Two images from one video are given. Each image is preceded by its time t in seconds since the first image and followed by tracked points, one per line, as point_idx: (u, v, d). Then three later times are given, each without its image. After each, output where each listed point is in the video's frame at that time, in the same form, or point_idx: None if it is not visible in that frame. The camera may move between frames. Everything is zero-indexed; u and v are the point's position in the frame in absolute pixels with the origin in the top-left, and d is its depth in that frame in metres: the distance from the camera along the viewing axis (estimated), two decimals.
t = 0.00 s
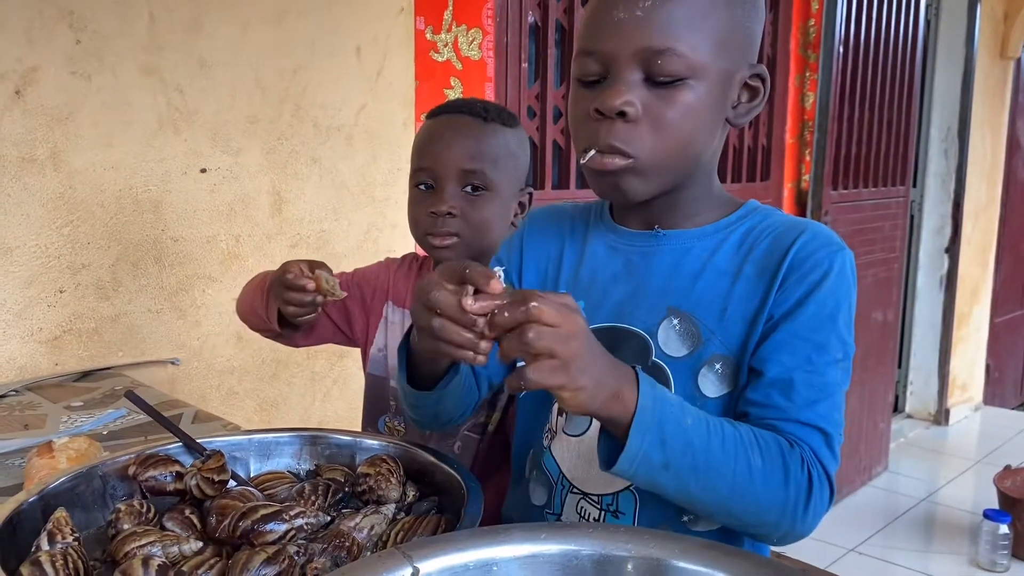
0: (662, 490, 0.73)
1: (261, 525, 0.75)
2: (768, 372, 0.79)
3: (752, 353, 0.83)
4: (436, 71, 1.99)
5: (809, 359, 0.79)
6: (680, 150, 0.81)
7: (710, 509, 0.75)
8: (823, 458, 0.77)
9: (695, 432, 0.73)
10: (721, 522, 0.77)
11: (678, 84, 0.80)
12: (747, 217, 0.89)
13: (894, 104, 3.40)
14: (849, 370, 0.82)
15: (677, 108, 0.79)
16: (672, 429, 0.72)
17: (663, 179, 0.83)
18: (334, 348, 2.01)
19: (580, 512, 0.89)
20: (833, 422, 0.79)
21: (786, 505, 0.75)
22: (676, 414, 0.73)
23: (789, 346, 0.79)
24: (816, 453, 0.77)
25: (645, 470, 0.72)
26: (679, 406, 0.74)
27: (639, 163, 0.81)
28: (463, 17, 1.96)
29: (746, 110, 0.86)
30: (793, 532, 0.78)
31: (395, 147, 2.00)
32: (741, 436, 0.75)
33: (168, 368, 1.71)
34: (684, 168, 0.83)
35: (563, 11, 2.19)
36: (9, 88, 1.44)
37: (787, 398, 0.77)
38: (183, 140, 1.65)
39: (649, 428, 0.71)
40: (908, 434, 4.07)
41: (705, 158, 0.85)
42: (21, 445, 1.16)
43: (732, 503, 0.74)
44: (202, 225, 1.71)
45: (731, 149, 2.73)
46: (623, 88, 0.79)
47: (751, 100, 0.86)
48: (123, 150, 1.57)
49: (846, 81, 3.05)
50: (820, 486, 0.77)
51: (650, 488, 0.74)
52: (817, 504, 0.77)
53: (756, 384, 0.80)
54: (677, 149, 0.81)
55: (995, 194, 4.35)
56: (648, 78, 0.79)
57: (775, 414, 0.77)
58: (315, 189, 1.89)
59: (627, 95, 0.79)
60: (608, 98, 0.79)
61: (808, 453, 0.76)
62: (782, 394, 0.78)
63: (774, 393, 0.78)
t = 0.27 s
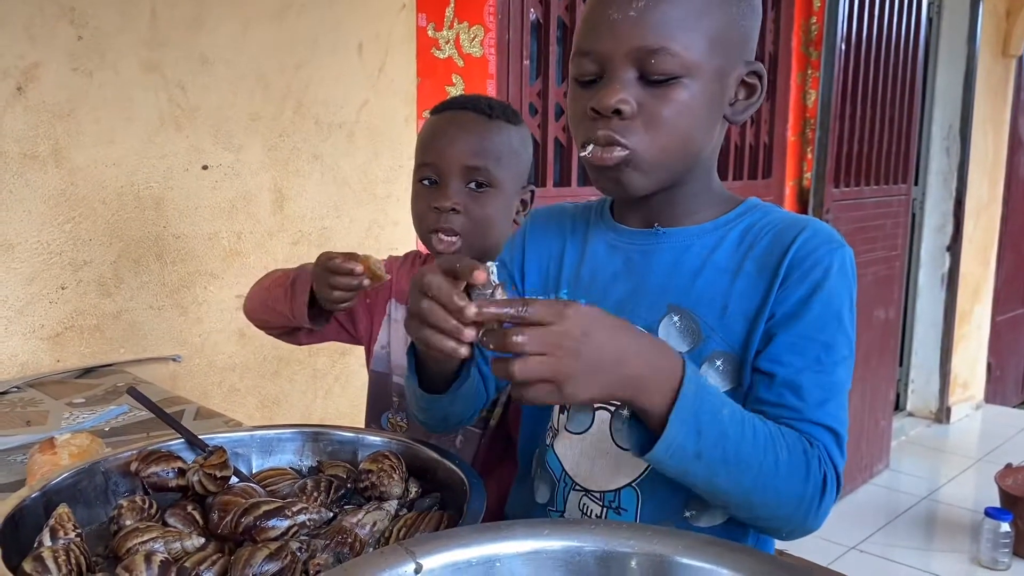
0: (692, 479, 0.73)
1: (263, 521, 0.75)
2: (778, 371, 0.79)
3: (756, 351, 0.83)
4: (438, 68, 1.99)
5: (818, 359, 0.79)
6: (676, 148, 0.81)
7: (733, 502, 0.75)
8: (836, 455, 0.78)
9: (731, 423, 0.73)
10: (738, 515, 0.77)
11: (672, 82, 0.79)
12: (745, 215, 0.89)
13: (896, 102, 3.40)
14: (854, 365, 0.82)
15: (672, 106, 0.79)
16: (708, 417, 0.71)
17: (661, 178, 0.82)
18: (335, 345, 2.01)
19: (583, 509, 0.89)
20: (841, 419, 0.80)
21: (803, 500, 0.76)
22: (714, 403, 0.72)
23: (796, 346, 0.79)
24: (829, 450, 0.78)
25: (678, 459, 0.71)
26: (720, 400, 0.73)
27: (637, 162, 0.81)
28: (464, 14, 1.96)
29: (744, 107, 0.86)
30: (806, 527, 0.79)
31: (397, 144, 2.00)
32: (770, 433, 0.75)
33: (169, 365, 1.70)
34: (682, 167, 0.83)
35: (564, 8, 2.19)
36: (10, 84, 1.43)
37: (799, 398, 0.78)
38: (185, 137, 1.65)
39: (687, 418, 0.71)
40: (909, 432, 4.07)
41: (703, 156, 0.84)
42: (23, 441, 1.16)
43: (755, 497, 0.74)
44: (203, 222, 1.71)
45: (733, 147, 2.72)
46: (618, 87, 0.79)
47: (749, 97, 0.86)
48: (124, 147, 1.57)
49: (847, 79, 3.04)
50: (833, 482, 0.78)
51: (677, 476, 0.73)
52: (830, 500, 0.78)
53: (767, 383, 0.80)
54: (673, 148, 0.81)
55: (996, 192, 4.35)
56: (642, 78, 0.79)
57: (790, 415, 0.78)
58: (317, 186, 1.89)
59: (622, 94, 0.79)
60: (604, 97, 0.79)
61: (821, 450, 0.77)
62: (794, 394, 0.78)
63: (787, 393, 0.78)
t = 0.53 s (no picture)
0: (687, 437, 0.73)
1: (265, 519, 0.75)
2: (776, 361, 0.80)
3: (753, 343, 0.83)
4: (439, 66, 1.98)
5: (815, 349, 0.79)
6: (670, 145, 0.81)
7: (729, 474, 0.75)
8: (833, 442, 0.79)
9: (731, 385, 0.73)
10: (735, 495, 0.78)
11: (665, 79, 0.79)
12: (742, 210, 0.89)
13: (898, 101, 3.40)
14: (852, 357, 0.83)
15: (665, 103, 0.79)
16: (706, 370, 0.72)
17: (656, 176, 0.82)
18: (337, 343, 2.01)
19: (584, 505, 0.89)
20: (841, 408, 0.80)
21: (800, 483, 0.76)
22: (715, 360, 0.73)
23: (794, 338, 0.80)
24: (827, 437, 0.79)
25: (673, 411, 0.72)
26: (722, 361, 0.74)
27: (630, 162, 0.80)
28: (467, 13, 1.96)
29: (736, 103, 0.86)
30: (803, 514, 0.79)
31: (399, 142, 2.00)
32: (770, 406, 0.75)
33: (171, 363, 1.71)
34: (677, 164, 0.83)
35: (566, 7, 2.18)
36: (12, 82, 1.43)
37: (797, 386, 0.78)
38: (186, 135, 1.65)
39: (685, 366, 0.72)
40: (910, 430, 4.07)
41: (697, 154, 0.84)
42: (26, 439, 1.16)
43: (751, 474, 0.75)
44: (205, 220, 1.71)
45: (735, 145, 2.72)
46: (611, 86, 0.79)
47: (741, 93, 0.87)
48: (126, 145, 1.57)
49: (849, 77, 3.04)
50: (830, 469, 0.78)
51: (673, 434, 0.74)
52: (827, 487, 0.79)
53: (766, 371, 0.80)
54: (667, 147, 0.81)
55: (998, 191, 4.35)
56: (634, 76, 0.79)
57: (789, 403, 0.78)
58: (318, 184, 1.89)
59: (614, 92, 0.78)
60: (596, 96, 0.79)
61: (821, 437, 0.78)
62: (792, 383, 0.79)
63: (784, 382, 0.79)
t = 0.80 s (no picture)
0: (679, 380, 0.74)
1: (267, 517, 0.75)
2: (771, 343, 0.79)
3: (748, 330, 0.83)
4: (440, 64, 1.98)
5: (811, 329, 0.79)
6: (665, 135, 0.81)
7: (721, 430, 0.74)
8: (833, 420, 0.78)
9: (727, 335, 0.74)
10: (731, 465, 0.77)
11: (666, 67, 0.79)
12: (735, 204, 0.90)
13: (899, 99, 3.39)
14: (849, 344, 0.82)
15: (665, 90, 0.79)
16: (705, 315, 0.74)
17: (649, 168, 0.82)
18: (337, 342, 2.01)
19: (580, 500, 0.89)
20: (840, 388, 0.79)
21: (796, 454, 0.75)
22: (714, 306, 0.74)
23: (789, 318, 0.79)
24: (826, 413, 0.77)
25: (668, 349, 0.73)
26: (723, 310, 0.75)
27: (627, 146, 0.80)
28: (466, 10, 1.95)
29: (736, 101, 0.86)
30: (800, 490, 0.77)
31: (400, 139, 2.00)
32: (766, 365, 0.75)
33: (172, 361, 1.71)
34: (673, 157, 0.82)
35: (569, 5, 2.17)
36: (13, 80, 1.43)
37: (793, 363, 0.78)
38: (187, 133, 1.65)
39: (685, 305, 0.73)
40: (911, 429, 4.07)
41: (694, 148, 0.84)
42: (27, 437, 1.16)
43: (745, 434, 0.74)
44: (205, 218, 1.71)
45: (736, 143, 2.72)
46: (613, 69, 0.79)
47: (741, 91, 0.87)
48: (127, 142, 1.57)
49: (851, 75, 3.03)
50: (829, 444, 0.77)
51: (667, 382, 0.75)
52: (826, 463, 0.77)
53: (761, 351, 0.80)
54: (664, 133, 0.80)
55: (999, 189, 4.34)
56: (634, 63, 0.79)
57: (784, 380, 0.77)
58: (319, 182, 1.89)
59: (616, 75, 0.78)
60: (596, 78, 0.79)
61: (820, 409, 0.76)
62: (787, 361, 0.78)
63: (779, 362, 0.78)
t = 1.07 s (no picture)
0: (649, 379, 0.74)
1: (266, 516, 0.75)
2: (757, 338, 0.79)
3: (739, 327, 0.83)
4: (440, 64, 1.98)
5: (796, 326, 0.78)
6: (673, 135, 0.80)
7: (693, 428, 0.75)
8: (814, 419, 0.77)
9: (697, 333, 0.74)
10: (706, 463, 0.77)
11: (675, 66, 0.79)
12: (733, 203, 0.89)
13: (900, 98, 3.39)
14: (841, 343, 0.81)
15: (673, 89, 0.79)
16: (673, 314, 0.74)
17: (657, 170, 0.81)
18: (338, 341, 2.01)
19: (576, 499, 0.89)
20: (823, 388, 0.79)
21: (767, 451, 0.75)
22: (682, 305, 0.75)
23: (775, 315, 0.79)
24: (805, 411, 0.77)
25: (637, 349, 0.74)
26: (692, 310, 0.75)
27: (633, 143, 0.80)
28: (467, 9, 1.94)
29: (739, 102, 0.86)
30: (775, 490, 0.77)
31: (400, 138, 2.00)
32: (739, 363, 0.75)
33: (172, 360, 1.71)
34: (679, 160, 0.82)
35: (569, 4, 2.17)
36: (13, 79, 1.43)
37: (774, 360, 0.78)
38: (188, 131, 1.65)
39: (652, 306, 0.74)
40: (912, 428, 4.07)
41: (699, 149, 0.84)
42: (27, 435, 1.16)
43: (716, 432, 0.74)
44: (205, 217, 1.71)
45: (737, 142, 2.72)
46: (622, 65, 0.79)
47: (744, 92, 0.87)
48: (127, 142, 1.57)
49: (852, 73, 3.03)
50: (806, 444, 0.76)
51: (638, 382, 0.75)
52: (802, 463, 0.76)
53: (747, 347, 0.80)
54: (671, 132, 0.80)
55: (1000, 188, 4.34)
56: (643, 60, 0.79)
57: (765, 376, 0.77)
58: (320, 181, 1.89)
59: (625, 71, 0.78)
60: (605, 73, 0.79)
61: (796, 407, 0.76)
62: (770, 357, 0.78)
63: (762, 357, 0.78)
